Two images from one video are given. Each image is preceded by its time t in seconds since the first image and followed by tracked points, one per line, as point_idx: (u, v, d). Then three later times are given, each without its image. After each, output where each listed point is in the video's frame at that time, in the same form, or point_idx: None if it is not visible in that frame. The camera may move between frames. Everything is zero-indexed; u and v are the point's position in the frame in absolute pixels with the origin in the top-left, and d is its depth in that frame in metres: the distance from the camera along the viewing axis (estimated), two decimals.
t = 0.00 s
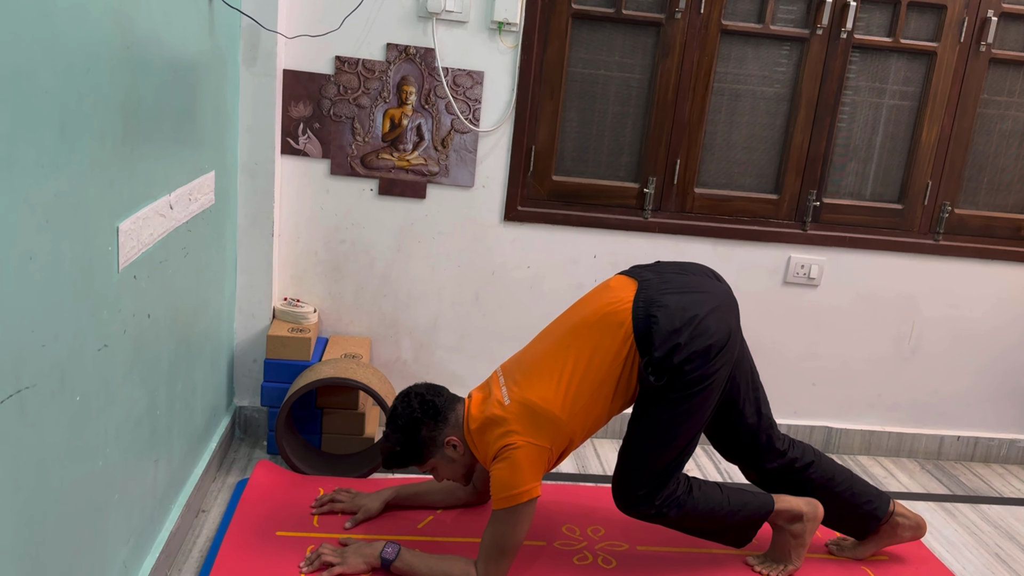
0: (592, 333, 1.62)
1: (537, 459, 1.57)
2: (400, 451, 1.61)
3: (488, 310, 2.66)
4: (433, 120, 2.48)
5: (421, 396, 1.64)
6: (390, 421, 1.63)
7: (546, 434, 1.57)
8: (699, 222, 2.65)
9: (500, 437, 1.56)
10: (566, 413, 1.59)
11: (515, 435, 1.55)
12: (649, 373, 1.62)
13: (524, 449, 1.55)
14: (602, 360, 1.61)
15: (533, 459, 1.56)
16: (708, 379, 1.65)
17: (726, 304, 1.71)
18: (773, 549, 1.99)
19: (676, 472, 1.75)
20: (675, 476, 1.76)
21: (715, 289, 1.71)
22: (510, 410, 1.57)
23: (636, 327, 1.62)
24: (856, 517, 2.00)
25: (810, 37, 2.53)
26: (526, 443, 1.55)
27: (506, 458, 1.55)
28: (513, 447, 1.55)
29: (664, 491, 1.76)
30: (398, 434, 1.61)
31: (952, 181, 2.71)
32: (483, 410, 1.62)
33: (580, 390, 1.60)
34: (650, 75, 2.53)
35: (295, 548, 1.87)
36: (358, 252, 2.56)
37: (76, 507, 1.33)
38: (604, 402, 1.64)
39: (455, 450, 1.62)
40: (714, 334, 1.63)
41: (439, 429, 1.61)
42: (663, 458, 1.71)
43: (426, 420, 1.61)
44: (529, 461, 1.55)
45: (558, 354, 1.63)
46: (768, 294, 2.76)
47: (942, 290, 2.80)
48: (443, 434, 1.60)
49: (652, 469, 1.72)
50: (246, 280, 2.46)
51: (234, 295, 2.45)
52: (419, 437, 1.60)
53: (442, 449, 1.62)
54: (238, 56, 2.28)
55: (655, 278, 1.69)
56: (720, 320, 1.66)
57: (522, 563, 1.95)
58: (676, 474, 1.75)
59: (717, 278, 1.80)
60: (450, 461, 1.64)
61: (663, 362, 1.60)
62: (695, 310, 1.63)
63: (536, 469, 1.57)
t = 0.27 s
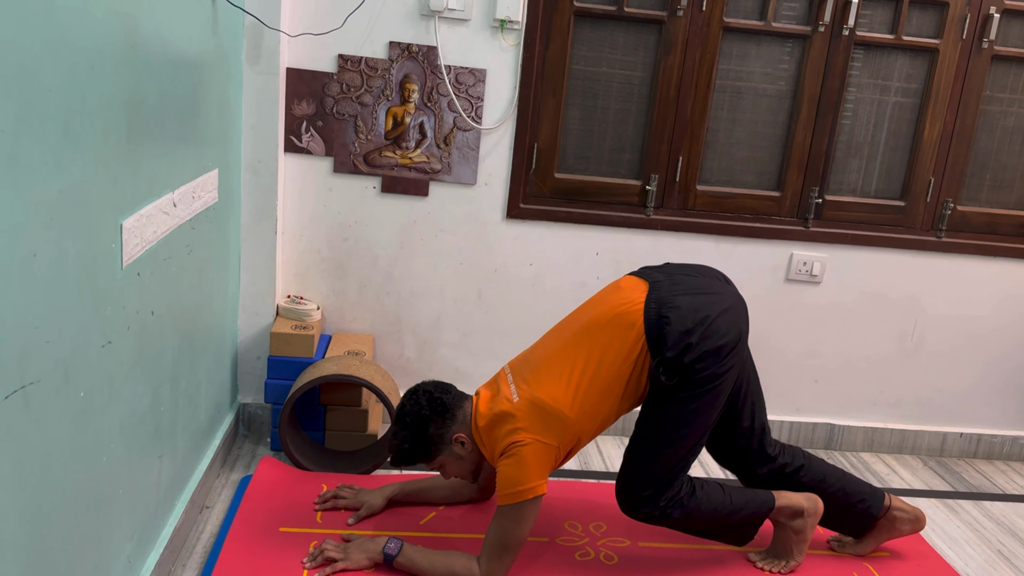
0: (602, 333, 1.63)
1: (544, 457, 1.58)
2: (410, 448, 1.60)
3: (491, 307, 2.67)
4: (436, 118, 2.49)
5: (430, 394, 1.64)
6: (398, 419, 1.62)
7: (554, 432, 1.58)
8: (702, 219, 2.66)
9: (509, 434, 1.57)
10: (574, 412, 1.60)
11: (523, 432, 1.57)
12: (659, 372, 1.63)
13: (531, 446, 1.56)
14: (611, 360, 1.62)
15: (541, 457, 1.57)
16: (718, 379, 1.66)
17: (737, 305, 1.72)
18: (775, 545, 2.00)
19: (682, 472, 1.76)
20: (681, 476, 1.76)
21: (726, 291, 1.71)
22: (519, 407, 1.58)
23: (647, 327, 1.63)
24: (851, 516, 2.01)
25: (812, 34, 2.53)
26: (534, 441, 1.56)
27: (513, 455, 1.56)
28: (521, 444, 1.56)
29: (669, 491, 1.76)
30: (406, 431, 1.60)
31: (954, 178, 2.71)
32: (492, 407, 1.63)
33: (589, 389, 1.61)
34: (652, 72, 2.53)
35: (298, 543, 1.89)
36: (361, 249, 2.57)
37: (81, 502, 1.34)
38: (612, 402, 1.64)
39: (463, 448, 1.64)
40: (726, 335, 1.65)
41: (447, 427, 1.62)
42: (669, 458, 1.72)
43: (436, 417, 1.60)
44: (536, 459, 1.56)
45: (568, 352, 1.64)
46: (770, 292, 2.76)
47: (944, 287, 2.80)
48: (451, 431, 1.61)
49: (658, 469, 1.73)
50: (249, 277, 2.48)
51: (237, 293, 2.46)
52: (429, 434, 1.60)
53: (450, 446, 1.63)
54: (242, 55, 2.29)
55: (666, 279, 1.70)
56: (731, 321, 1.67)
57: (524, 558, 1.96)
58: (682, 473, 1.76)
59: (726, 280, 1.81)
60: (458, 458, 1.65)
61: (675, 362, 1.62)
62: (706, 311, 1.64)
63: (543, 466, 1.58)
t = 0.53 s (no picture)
0: (622, 340, 1.64)
1: (556, 459, 1.58)
2: (422, 446, 1.60)
3: (495, 308, 2.68)
4: (439, 119, 2.49)
5: (444, 391, 1.64)
6: (411, 417, 1.62)
7: (568, 435, 1.58)
8: (705, 219, 2.66)
9: (523, 434, 1.57)
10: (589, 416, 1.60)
11: (537, 433, 1.57)
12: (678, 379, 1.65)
13: (544, 447, 1.56)
14: (629, 365, 1.62)
15: (552, 459, 1.57)
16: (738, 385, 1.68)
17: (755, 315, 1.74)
18: (780, 545, 2.00)
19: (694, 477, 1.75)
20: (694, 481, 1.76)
21: (745, 301, 1.73)
22: (534, 408, 1.59)
23: (668, 335, 1.64)
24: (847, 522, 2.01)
25: (815, 34, 2.53)
26: (547, 443, 1.57)
27: (525, 455, 1.56)
28: (534, 445, 1.56)
29: (680, 496, 1.75)
30: (420, 428, 1.60)
31: (958, 177, 2.70)
32: (506, 407, 1.63)
33: (604, 393, 1.62)
34: (655, 72, 2.54)
35: (303, 543, 1.90)
36: (365, 250, 2.58)
37: (86, 502, 1.35)
38: (627, 408, 1.65)
39: (474, 447, 1.64)
40: (747, 343, 1.67)
41: (460, 426, 1.62)
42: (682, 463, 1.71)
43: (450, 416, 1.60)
44: (547, 460, 1.57)
45: (586, 356, 1.65)
46: (774, 291, 2.76)
47: (949, 286, 2.79)
48: (463, 431, 1.61)
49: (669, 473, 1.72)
50: (254, 279, 2.48)
51: (242, 294, 2.47)
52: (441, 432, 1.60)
53: (462, 445, 1.63)
54: (246, 57, 2.30)
55: (686, 287, 1.71)
56: (751, 330, 1.70)
57: (528, 559, 1.97)
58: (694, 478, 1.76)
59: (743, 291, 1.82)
60: (469, 457, 1.65)
61: (698, 369, 1.63)
62: (727, 319, 1.66)
63: (554, 468, 1.58)
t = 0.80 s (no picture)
0: (597, 329, 1.63)
1: (543, 450, 1.58)
2: (412, 450, 1.62)
3: (499, 308, 2.68)
4: (443, 119, 2.49)
5: (430, 394, 1.65)
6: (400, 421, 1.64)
7: (553, 427, 1.58)
8: (710, 218, 2.65)
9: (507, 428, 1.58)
10: (573, 405, 1.60)
11: (521, 428, 1.57)
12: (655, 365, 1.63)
13: (529, 439, 1.56)
14: (607, 353, 1.62)
15: (540, 450, 1.57)
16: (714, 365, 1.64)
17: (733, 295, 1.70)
18: (787, 545, 2.00)
19: (695, 466, 1.75)
20: (695, 468, 1.75)
21: (724, 283, 1.70)
22: (515, 402, 1.59)
23: (643, 317, 1.62)
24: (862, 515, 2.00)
25: (820, 33, 2.52)
26: (532, 435, 1.57)
27: (512, 449, 1.57)
28: (520, 439, 1.57)
29: (687, 485, 1.77)
30: (408, 433, 1.62)
31: (965, 176, 2.69)
32: (492, 403, 1.64)
33: (585, 382, 1.61)
34: (660, 71, 2.53)
35: (308, 543, 1.90)
36: (370, 250, 2.58)
37: (92, 503, 1.36)
38: (610, 396, 1.64)
39: (466, 448, 1.64)
40: (718, 320, 1.63)
41: (449, 428, 1.62)
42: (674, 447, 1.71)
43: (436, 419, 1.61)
44: (534, 453, 1.57)
45: (565, 348, 1.64)
46: (779, 291, 2.76)
47: (955, 284, 2.78)
48: (452, 432, 1.62)
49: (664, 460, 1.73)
50: (259, 279, 2.49)
51: (247, 294, 2.47)
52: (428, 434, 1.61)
53: (453, 447, 1.64)
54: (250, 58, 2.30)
55: (664, 271, 1.70)
56: (725, 309, 1.66)
57: (532, 558, 1.97)
58: (695, 466, 1.75)
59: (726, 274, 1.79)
60: (462, 458, 1.66)
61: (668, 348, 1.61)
62: (701, 299, 1.63)
63: (543, 459, 1.58)
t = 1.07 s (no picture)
0: (543, 318, 1.61)
1: (511, 448, 1.60)
2: (386, 462, 1.68)
3: (505, 307, 2.68)
4: (448, 119, 2.50)
5: (395, 408, 1.72)
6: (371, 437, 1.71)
7: (514, 421, 1.59)
8: (716, 217, 2.65)
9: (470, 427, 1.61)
10: (532, 399, 1.59)
11: (482, 427, 1.59)
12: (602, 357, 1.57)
13: (492, 441, 1.58)
14: (554, 340, 1.60)
15: (507, 449, 1.59)
16: (660, 342, 1.57)
17: (671, 258, 1.60)
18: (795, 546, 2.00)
19: (686, 445, 1.73)
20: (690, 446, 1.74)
21: (666, 254, 1.60)
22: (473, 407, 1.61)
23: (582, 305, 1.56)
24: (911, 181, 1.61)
25: (826, 31, 2.52)
26: (496, 436, 1.59)
27: (480, 453, 1.59)
28: (483, 438, 1.59)
29: (689, 464, 1.76)
30: (379, 446, 1.68)
31: (971, 174, 2.68)
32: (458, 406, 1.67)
33: (541, 371, 1.60)
34: (665, 70, 2.53)
35: (315, 543, 1.91)
36: (375, 250, 2.59)
37: (99, 502, 1.36)
38: (571, 381, 1.61)
39: (439, 454, 1.69)
40: (653, 294, 1.54)
41: (419, 436, 1.68)
42: (656, 426, 1.70)
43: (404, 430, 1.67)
44: (501, 451, 1.59)
45: (519, 340, 1.63)
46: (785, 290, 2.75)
47: (962, 283, 2.77)
48: (423, 440, 1.68)
49: (653, 439, 1.72)
50: (264, 279, 2.50)
51: (253, 294, 2.48)
52: (399, 445, 1.67)
53: (426, 454, 1.69)
54: (256, 59, 2.31)
55: (605, 252, 1.63)
56: (660, 280, 1.56)
57: (539, 558, 1.97)
58: (687, 445, 1.73)
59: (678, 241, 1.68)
60: (437, 464, 1.70)
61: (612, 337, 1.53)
62: (637, 281, 1.55)
63: (513, 456, 1.60)
